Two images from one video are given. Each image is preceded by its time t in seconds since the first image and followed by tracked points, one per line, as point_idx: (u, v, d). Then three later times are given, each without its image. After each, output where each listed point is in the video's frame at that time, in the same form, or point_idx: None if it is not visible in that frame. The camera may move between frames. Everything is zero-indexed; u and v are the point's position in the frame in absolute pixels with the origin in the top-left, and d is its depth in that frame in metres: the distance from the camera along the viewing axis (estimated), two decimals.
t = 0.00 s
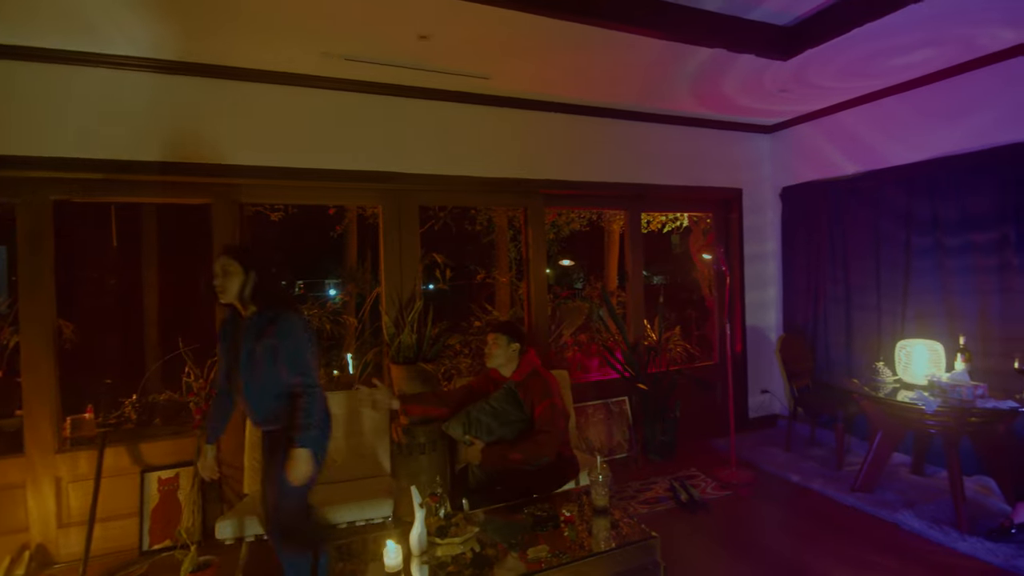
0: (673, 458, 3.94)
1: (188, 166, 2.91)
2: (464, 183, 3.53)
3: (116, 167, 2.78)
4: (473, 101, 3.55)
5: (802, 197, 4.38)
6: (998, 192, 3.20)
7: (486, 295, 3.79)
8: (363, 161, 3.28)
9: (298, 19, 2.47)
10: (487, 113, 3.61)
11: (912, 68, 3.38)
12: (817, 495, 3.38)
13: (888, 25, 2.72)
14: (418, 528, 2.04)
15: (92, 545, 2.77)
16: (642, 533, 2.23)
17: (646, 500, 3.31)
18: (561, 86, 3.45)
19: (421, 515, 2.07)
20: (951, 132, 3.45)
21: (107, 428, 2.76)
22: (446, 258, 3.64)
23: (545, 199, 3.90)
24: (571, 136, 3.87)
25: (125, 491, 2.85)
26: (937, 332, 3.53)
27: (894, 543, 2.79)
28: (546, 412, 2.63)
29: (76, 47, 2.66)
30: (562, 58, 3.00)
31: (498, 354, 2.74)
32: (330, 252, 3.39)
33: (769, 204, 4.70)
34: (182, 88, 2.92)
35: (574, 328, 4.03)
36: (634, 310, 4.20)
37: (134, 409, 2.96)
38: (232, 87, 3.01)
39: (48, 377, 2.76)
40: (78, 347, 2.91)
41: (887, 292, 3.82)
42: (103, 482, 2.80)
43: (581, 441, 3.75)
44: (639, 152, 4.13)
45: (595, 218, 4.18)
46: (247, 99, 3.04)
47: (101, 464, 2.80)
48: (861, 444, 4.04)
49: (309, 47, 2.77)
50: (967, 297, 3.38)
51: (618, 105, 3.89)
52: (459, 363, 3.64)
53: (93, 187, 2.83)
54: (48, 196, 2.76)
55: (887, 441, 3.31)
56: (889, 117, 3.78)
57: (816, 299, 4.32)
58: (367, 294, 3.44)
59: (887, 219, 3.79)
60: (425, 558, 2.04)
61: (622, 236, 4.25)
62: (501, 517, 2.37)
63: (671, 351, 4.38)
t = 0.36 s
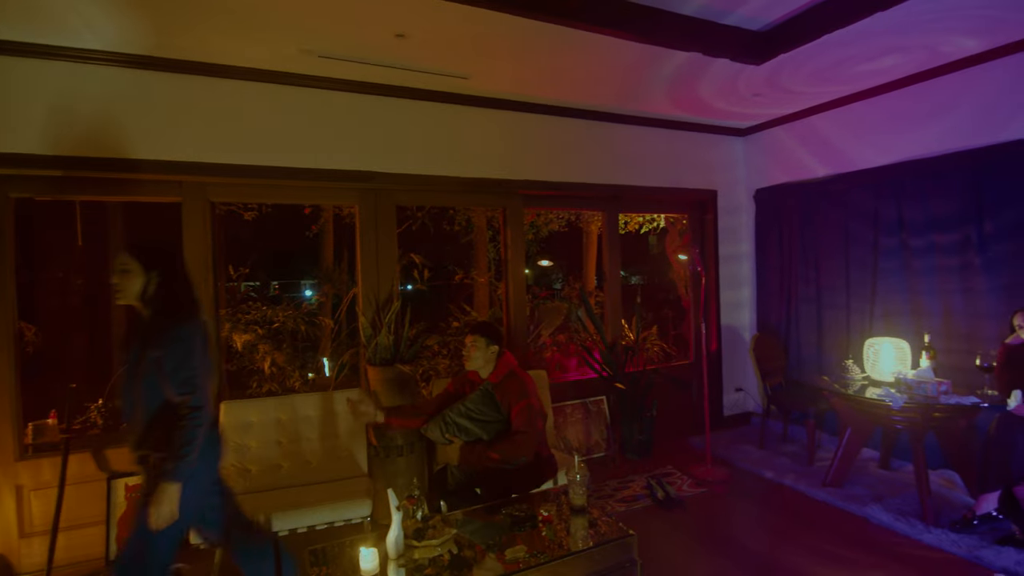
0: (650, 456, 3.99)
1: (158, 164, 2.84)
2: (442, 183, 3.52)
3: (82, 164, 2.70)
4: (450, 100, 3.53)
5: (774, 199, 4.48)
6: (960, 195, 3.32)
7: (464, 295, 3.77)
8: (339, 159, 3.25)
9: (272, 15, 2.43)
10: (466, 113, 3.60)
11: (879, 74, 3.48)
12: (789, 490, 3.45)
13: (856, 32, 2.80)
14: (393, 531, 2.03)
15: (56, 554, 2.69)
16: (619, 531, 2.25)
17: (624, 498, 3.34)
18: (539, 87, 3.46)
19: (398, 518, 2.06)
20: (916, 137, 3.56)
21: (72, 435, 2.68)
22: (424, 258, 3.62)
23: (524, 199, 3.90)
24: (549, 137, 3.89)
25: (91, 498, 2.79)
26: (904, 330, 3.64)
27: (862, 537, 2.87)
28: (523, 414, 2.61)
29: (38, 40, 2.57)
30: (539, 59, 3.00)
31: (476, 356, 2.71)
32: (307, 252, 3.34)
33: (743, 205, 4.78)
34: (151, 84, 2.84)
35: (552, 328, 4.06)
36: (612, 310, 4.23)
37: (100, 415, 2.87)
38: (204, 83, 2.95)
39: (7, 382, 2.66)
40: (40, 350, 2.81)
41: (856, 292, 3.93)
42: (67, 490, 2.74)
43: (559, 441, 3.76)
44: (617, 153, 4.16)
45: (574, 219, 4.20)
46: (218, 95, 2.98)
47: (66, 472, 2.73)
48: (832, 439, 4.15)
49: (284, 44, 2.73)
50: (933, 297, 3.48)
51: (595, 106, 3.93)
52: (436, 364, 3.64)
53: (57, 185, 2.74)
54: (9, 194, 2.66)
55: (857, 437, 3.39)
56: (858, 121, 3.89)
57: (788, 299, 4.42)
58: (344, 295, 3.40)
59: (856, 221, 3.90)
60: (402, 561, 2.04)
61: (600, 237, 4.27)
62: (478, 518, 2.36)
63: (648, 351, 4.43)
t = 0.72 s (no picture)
0: (628, 455, 4.03)
1: (126, 161, 2.76)
2: (420, 182, 3.50)
3: (44, 161, 2.60)
4: (428, 100, 3.52)
5: (748, 201, 4.57)
6: (924, 198, 3.44)
7: (443, 296, 3.76)
8: (315, 158, 3.20)
9: (245, 10, 2.38)
10: (443, 113, 3.59)
11: (848, 80, 3.58)
12: (763, 486, 3.53)
13: (827, 39, 2.87)
14: (370, 535, 2.00)
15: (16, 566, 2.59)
16: (596, 529, 2.26)
17: (602, 497, 3.36)
18: (517, 88, 3.47)
19: (374, 522, 2.03)
20: (883, 142, 3.67)
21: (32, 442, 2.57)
22: (401, 259, 3.59)
23: (503, 199, 3.89)
24: (527, 138, 3.90)
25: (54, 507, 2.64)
26: (872, 329, 3.74)
27: (832, 530, 2.94)
28: (500, 417, 2.61)
29: None
30: (517, 59, 3.01)
31: (448, 360, 2.73)
32: (282, 252, 3.28)
33: (718, 207, 4.87)
34: (118, 79, 2.76)
35: (531, 328, 4.07)
36: (590, 310, 4.26)
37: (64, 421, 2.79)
38: (172, 78, 2.87)
39: None
40: None
41: (827, 291, 4.03)
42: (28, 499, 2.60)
43: (538, 441, 3.76)
44: (595, 155, 4.19)
45: (552, 219, 4.23)
46: (189, 92, 2.91)
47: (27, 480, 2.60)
48: (804, 436, 4.25)
49: (257, 40, 2.68)
50: (899, 297, 3.59)
51: (573, 108, 3.95)
52: (415, 365, 3.61)
53: (17, 182, 2.64)
54: None
55: (827, 433, 3.47)
56: (828, 125, 3.98)
57: (762, 299, 4.51)
58: (320, 296, 3.36)
59: (826, 223, 4.00)
60: (378, 565, 2.02)
61: (579, 237, 4.30)
62: (455, 519, 2.35)
63: (626, 351, 4.47)
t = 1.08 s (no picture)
0: (606, 454, 4.07)
1: (92, 159, 2.68)
2: (398, 182, 3.47)
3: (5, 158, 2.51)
4: (406, 99, 3.50)
5: (723, 202, 4.64)
6: (892, 201, 3.54)
7: (422, 297, 3.74)
8: (289, 156, 3.15)
9: (217, 5, 2.33)
10: (421, 113, 3.57)
11: (819, 84, 3.66)
12: (738, 483, 3.59)
13: (799, 44, 2.93)
14: (346, 539, 1.98)
15: None
16: (574, 529, 2.27)
17: (581, 496, 3.38)
18: (495, 88, 3.46)
19: (350, 526, 2.01)
20: (853, 146, 3.77)
21: None
22: (379, 259, 3.56)
23: (482, 199, 3.88)
24: (506, 138, 3.90)
25: (14, 515, 2.53)
26: (843, 328, 3.84)
27: (804, 525, 3.01)
28: (479, 420, 2.59)
29: None
30: (496, 59, 3.00)
31: (423, 364, 2.71)
32: (256, 252, 3.23)
33: (694, 209, 4.94)
34: (84, 74, 2.68)
35: (510, 328, 4.07)
36: (569, 310, 4.28)
37: (26, 426, 2.70)
38: (140, 73, 2.80)
39: None
40: None
41: (799, 291, 4.12)
42: None
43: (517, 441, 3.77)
44: (573, 156, 4.22)
45: (531, 220, 4.25)
46: (159, 88, 2.84)
47: None
48: (778, 432, 4.34)
49: (230, 36, 2.62)
50: (868, 296, 3.68)
51: (552, 109, 3.96)
52: (393, 366, 3.58)
53: None
54: None
55: (799, 429, 3.55)
56: (800, 129, 4.08)
57: (736, 299, 4.59)
58: (296, 296, 3.31)
59: (799, 224, 4.09)
60: (354, 569, 2.01)
61: (557, 238, 4.32)
62: (434, 522, 2.34)
63: (604, 350, 4.51)
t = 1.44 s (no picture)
0: (585, 453, 4.09)
1: (56, 155, 2.59)
2: (375, 182, 3.44)
3: None
4: (383, 97, 3.46)
5: (699, 204, 4.71)
6: (861, 203, 3.63)
7: (400, 297, 3.71)
8: (263, 154, 3.09)
9: None
10: (399, 112, 3.54)
11: (792, 89, 3.74)
12: (714, 480, 3.65)
13: (772, 49, 2.99)
14: (322, 544, 1.93)
15: None
16: (552, 528, 2.27)
17: (559, 496, 3.40)
18: (474, 88, 3.45)
19: (326, 530, 1.96)
20: (824, 149, 3.86)
21: None
22: (356, 259, 3.52)
23: (460, 199, 3.86)
24: (485, 139, 3.90)
25: None
26: (815, 327, 3.93)
27: (777, 520, 3.07)
28: (456, 423, 2.58)
29: None
30: (474, 59, 2.99)
31: (401, 371, 2.70)
32: (229, 253, 3.16)
33: (671, 210, 5.00)
34: (47, 68, 2.59)
35: (489, 329, 4.07)
36: (548, 310, 4.29)
37: None
38: (107, 69, 2.72)
39: None
40: None
41: (772, 291, 4.20)
42: None
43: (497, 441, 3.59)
44: (551, 156, 4.24)
45: (510, 220, 4.25)
46: (128, 83, 2.76)
47: None
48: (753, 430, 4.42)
49: (202, 31, 2.57)
50: (839, 296, 3.78)
51: (530, 110, 3.97)
52: (370, 368, 3.54)
53: None
54: None
55: (773, 427, 3.62)
56: (773, 132, 4.16)
57: (712, 299, 4.66)
58: (270, 297, 3.25)
59: (772, 225, 4.18)
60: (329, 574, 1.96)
61: (536, 238, 4.33)
62: (411, 525, 2.32)
63: (582, 350, 4.54)
